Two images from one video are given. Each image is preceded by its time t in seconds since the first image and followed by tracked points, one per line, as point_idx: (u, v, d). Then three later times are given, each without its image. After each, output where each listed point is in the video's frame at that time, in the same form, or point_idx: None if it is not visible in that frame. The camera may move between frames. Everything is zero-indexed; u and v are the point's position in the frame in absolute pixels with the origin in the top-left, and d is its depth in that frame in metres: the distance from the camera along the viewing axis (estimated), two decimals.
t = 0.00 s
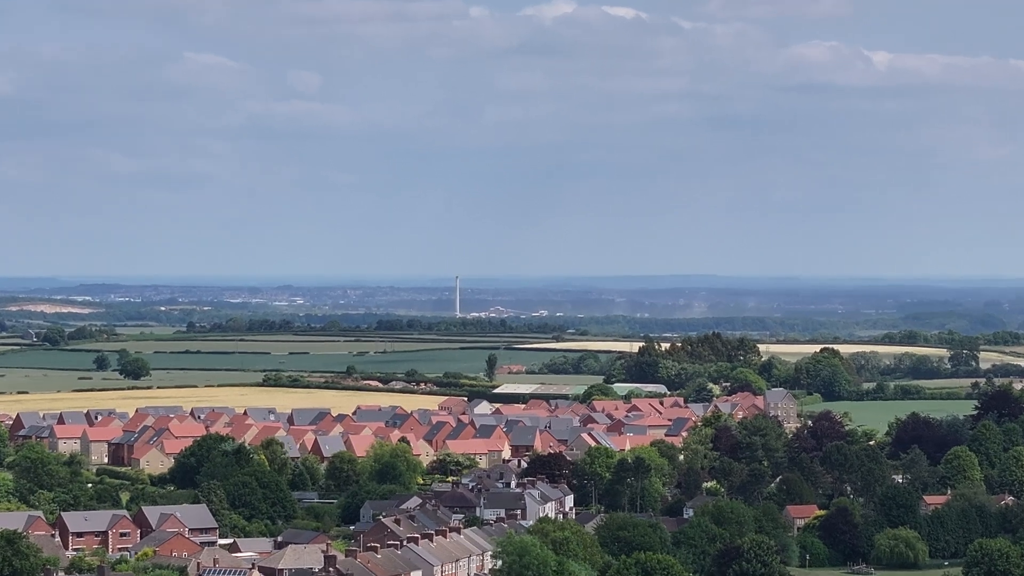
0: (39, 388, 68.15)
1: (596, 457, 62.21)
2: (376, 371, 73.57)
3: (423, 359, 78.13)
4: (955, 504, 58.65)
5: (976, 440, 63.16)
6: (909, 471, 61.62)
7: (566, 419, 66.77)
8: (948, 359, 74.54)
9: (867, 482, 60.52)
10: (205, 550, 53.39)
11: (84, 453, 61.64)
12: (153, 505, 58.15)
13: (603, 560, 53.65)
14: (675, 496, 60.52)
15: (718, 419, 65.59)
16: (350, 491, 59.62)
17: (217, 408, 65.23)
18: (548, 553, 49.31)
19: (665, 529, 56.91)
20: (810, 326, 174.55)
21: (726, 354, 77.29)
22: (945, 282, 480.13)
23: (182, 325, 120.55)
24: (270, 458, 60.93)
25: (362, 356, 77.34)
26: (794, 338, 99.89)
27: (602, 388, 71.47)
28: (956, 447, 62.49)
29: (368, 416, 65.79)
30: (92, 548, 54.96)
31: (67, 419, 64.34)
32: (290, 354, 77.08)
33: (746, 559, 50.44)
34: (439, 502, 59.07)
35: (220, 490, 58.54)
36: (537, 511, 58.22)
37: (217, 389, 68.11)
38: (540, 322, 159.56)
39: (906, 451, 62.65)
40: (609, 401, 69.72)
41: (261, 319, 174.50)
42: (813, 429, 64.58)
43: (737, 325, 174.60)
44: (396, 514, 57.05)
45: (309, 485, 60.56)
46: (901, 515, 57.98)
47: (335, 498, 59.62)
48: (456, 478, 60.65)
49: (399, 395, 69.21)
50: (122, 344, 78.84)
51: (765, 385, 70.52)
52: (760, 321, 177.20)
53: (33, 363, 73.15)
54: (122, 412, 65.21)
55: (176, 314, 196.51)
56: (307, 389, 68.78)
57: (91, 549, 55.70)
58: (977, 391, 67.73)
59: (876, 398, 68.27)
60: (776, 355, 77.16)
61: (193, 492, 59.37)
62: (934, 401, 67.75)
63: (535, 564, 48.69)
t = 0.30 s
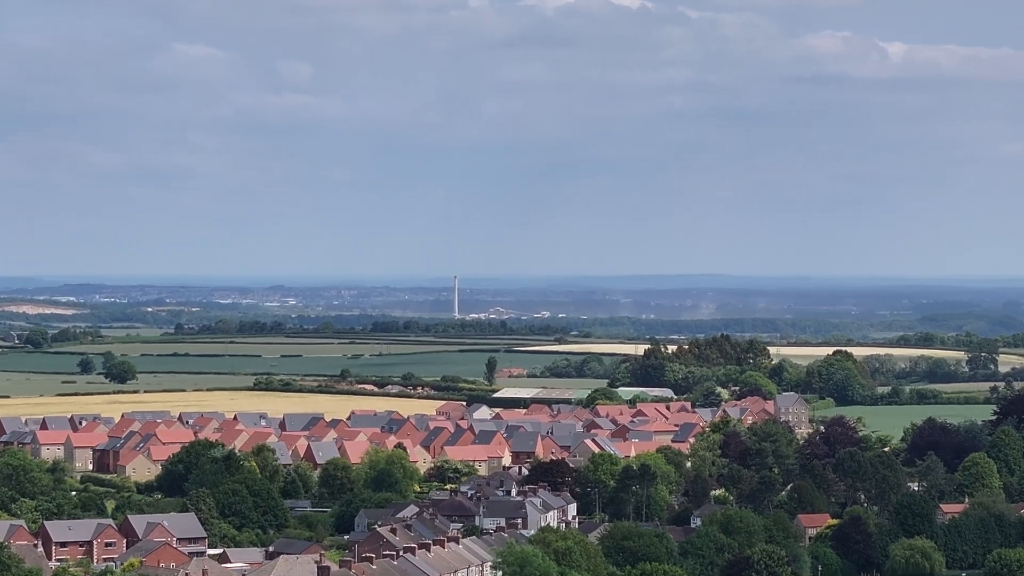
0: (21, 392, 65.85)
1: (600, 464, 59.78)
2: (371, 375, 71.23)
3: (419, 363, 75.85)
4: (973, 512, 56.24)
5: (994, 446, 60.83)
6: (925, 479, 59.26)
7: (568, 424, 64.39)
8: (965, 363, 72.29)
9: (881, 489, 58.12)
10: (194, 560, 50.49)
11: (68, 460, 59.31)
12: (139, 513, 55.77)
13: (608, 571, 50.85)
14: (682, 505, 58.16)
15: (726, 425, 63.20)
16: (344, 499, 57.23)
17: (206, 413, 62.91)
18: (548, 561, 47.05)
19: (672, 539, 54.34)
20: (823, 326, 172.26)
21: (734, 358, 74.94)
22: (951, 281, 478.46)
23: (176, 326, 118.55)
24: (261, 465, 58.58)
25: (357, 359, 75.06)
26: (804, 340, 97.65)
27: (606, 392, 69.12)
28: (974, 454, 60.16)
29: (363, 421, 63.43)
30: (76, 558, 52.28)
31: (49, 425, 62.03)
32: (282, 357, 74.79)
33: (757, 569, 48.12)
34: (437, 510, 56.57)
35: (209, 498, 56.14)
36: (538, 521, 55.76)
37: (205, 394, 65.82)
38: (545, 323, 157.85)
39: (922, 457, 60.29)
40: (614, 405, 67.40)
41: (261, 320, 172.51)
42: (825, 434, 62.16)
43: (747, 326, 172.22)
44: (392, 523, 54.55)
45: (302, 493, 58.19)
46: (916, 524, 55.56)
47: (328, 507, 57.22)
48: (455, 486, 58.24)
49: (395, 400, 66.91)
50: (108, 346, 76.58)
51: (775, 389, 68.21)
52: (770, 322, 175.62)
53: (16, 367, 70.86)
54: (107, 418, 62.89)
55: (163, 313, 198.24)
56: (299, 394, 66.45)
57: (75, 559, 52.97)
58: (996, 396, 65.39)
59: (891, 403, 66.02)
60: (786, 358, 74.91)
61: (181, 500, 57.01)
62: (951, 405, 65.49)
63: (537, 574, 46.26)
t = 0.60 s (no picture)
0: (3, 397, 63.46)
1: (606, 471, 57.19)
2: (367, 379, 68.78)
3: (417, 366, 73.42)
4: (995, 522, 53.56)
5: (1018, 453, 58.21)
6: (945, 487, 56.64)
7: (572, 430, 61.86)
8: (987, 368, 69.82)
9: (899, 498, 55.47)
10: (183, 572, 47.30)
11: (50, 467, 56.86)
12: (125, 523, 53.24)
13: None
14: (691, 514, 55.65)
15: (737, 431, 60.61)
16: (339, 508, 54.66)
17: (195, 418, 60.45)
18: (552, 572, 45.13)
19: (681, 550, 51.56)
20: (837, 328, 169.71)
21: (746, 360, 72.86)
22: (961, 282, 475.90)
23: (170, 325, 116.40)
24: (252, 472, 56.07)
25: (353, 362, 72.66)
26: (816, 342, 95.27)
27: (612, 396, 66.62)
28: (996, 461, 57.58)
29: (358, 427, 60.91)
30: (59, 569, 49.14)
31: (31, 430, 59.61)
32: (275, 360, 72.39)
33: None
34: (435, 520, 53.89)
35: (197, 507, 53.55)
36: (541, 531, 53.10)
37: (194, 398, 63.39)
38: (552, 324, 156.26)
39: (942, 465, 57.69)
40: (620, 410, 64.89)
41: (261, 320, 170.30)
42: (840, 440, 59.58)
43: (759, 329, 169.56)
44: (387, 533, 51.89)
45: (294, 502, 55.64)
46: (935, 534, 52.87)
47: (322, 516, 54.67)
48: (454, 495, 55.67)
49: (392, 404, 64.45)
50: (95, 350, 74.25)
51: (788, 394, 65.78)
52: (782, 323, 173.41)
53: None
54: (91, 423, 60.46)
55: (150, 314, 198.42)
56: (292, 398, 63.99)
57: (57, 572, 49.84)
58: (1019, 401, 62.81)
59: (909, 407, 63.55)
60: (800, 360, 72.52)
61: (168, 509, 54.48)
62: (972, 411, 62.97)
63: None
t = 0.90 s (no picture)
0: None
1: (613, 479, 54.69)
2: (363, 383, 66.56)
3: (415, 370, 71.15)
4: (1019, 533, 50.88)
5: None
6: (966, 496, 54.08)
7: (577, 436, 59.41)
8: (1010, 373, 67.80)
9: (919, 507, 52.85)
10: None
11: (32, 475, 54.52)
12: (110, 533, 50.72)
13: None
14: (701, 524, 53.17)
15: (749, 437, 58.19)
16: (333, 518, 52.15)
17: (183, 423, 58.12)
18: None
19: (691, 561, 48.69)
20: (856, 330, 167.79)
21: (759, 364, 71.71)
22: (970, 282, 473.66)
23: (162, 326, 114.24)
24: (242, 480, 53.64)
25: (349, 366, 70.43)
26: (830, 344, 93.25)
27: (618, 401, 64.23)
28: (1020, 468, 55.05)
29: (353, 433, 58.56)
30: None
31: (12, 437, 57.29)
32: (268, 365, 70.15)
33: None
34: (435, 529, 51.22)
35: (185, 516, 51.02)
36: (546, 541, 50.46)
37: (183, 403, 61.11)
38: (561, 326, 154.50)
39: (963, 472, 55.18)
40: (627, 416, 62.53)
41: (263, 321, 168.05)
42: (857, 446, 57.09)
43: (773, 330, 167.55)
44: (383, 543, 49.22)
45: (287, 511, 53.14)
46: (956, 545, 50.20)
47: (316, 526, 52.15)
48: (454, 504, 53.18)
49: (388, 409, 62.15)
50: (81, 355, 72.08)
51: (803, 397, 63.62)
52: (797, 324, 171.75)
53: None
54: (75, 430, 58.16)
55: (138, 313, 198.31)
56: (285, 403, 61.75)
57: None
58: None
59: (930, 412, 61.57)
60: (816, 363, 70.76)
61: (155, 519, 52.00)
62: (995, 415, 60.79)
63: None
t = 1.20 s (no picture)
0: None
1: (620, 487, 52.32)
2: (358, 387, 64.54)
3: (412, 374, 69.06)
4: None
5: None
6: (989, 505, 51.60)
7: (582, 441, 57.11)
8: None
9: (939, 516, 50.30)
10: None
11: (13, 483, 52.31)
12: (94, 543, 48.20)
13: None
14: (711, 534, 50.78)
15: (761, 443, 55.86)
16: (327, 527, 49.72)
17: (171, 428, 55.93)
18: None
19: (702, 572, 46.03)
20: (879, 330, 165.50)
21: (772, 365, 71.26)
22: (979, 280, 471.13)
23: (156, 329, 112.16)
24: (232, 488, 51.30)
25: (343, 370, 68.35)
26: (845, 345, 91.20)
27: (625, 405, 61.92)
28: None
29: (348, 439, 56.28)
30: None
31: None
32: (260, 369, 68.08)
33: None
34: (433, 540, 48.69)
35: (173, 525, 48.50)
36: (549, 552, 47.99)
37: (171, 408, 58.99)
38: (571, 327, 152.61)
39: (985, 480, 52.76)
40: (634, 421, 60.31)
41: (265, 323, 165.85)
42: (874, 451, 54.74)
43: (787, 331, 165.18)
44: (378, 554, 46.69)
45: (279, 520, 50.73)
46: (978, 557, 47.39)
47: (309, 536, 49.71)
48: (453, 513, 50.79)
49: (384, 414, 60.00)
50: (67, 359, 70.03)
51: (818, 403, 62.60)
52: (813, 325, 169.73)
53: None
54: (58, 435, 55.95)
55: (121, 314, 197.25)
56: (276, 407, 59.68)
57: None
58: None
59: (948, 417, 60.50)
60: (831, 366, 69.95)
61: (141, 529, 49.58)
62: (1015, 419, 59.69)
63: None
